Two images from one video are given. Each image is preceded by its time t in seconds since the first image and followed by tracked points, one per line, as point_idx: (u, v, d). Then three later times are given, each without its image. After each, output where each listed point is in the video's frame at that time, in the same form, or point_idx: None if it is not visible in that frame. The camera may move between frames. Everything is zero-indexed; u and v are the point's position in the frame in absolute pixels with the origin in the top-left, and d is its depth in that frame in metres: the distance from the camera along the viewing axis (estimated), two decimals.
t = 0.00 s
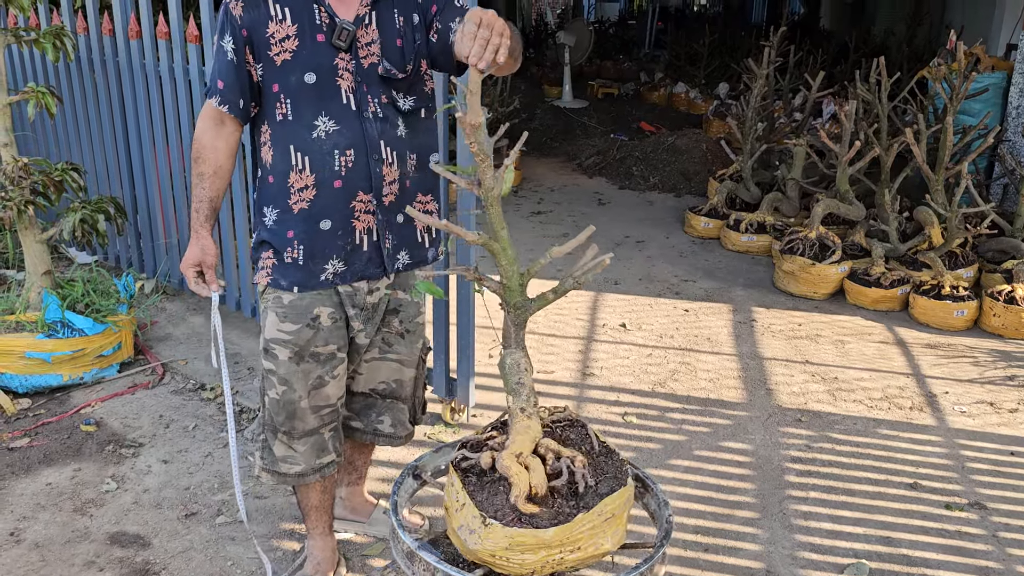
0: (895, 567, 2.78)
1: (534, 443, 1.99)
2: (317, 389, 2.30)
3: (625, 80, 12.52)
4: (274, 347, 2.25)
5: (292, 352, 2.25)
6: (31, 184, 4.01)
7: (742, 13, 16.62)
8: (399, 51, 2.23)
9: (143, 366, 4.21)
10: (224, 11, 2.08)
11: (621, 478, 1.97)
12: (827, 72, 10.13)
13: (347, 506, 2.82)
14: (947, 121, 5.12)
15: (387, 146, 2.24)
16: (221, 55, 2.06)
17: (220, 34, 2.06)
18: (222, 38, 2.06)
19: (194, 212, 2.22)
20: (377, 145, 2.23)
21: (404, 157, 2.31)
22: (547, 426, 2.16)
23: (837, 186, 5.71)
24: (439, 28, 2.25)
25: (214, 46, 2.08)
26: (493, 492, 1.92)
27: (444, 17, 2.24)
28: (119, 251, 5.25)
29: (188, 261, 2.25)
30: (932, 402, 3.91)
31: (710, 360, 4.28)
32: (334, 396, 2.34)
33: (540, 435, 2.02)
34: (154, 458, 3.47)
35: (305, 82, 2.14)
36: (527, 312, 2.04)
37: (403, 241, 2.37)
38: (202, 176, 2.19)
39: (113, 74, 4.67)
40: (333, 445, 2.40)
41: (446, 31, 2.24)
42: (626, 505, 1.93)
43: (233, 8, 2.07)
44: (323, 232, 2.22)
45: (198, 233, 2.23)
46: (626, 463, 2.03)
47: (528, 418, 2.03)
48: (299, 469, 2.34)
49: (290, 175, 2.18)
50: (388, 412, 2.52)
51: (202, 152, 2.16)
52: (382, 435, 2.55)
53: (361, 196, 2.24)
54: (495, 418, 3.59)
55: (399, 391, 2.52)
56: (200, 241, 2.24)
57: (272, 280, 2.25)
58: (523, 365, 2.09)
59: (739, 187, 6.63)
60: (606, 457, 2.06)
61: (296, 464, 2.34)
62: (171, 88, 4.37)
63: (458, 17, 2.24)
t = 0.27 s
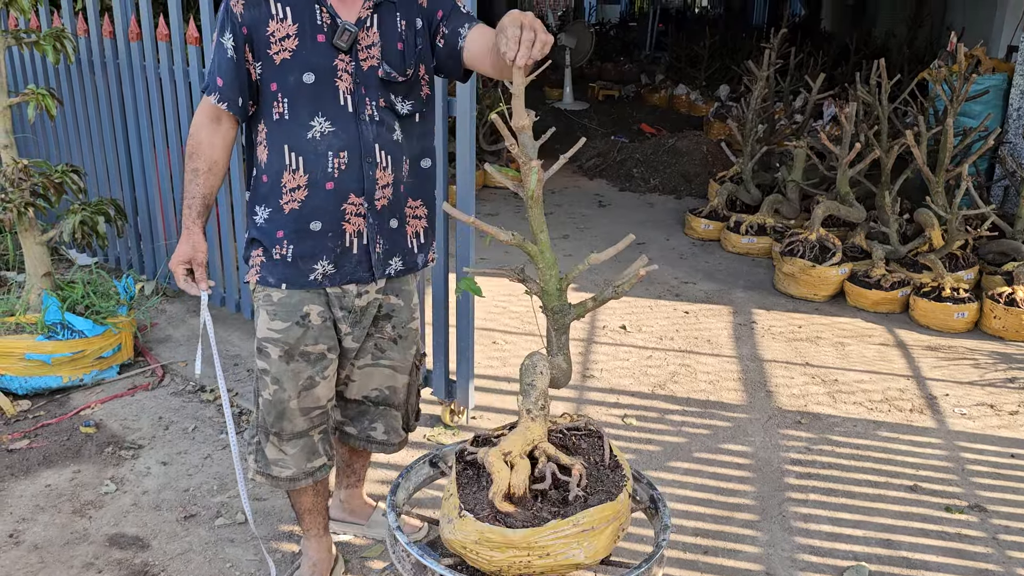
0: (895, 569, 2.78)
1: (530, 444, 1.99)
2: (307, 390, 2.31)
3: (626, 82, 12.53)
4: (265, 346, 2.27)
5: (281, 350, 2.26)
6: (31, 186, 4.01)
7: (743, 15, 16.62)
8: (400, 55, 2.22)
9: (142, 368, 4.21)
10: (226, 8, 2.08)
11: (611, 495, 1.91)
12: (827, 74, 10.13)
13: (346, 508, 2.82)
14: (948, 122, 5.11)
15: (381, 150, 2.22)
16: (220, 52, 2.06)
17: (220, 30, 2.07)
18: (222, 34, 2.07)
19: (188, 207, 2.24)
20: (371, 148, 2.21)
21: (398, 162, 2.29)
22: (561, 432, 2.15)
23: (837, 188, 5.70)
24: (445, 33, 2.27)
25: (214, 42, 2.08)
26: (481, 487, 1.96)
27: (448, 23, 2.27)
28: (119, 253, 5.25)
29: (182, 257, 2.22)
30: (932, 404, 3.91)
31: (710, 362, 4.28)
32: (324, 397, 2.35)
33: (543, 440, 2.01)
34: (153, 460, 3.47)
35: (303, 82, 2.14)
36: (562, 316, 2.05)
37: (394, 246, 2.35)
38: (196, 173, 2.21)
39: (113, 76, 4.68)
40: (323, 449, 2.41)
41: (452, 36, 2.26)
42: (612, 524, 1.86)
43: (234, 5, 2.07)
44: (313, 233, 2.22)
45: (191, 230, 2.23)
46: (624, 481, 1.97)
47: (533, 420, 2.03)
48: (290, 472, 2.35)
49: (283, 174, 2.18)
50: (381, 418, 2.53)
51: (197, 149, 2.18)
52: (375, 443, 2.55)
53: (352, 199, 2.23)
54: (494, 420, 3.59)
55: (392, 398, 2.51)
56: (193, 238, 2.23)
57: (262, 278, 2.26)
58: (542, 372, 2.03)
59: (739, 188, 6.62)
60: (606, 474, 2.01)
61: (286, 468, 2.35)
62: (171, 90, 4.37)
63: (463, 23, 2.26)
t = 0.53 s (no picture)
0: (895, 571, 2.77)
1: (526, 445, 2.00)
2: (304, 404, 2.31)
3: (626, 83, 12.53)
4: (261, 360, 2.24)
5: (279, 365, 2.24)
6: (31, 188, 4.01)
7: (743, 17, 16.63)
8: (395, 57, 2.21)
9: (142, 369, 4.21)
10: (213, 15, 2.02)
11: (593, 509, 1.85)
12: (828, 76, 10.13)
13: (345, 510, 2.83)
14: (948, 124, 5.10)
15: (382, 155, 2.21)
16: (210, 61, 2.01)
17: (208, 39, 2.01)
18: (211, 43, 2.01)
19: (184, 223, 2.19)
20: (372, 155, 2.20)
21: (398, 167, 2.28)
22: (574, 441, 2.14)
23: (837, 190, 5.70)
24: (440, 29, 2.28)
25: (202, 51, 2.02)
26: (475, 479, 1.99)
27: (444, 19, 2.28)
28: (119, 254, 5.25)
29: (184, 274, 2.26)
30: (932, 406, 3.90)
31: (710, 363, 4.28)
32: (321, 410, 2.35)
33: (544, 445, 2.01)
34: (153, 461, 3.47)
35: (299, 90, 2.10)
36: (605, 327, 2.09)
37: (396, 252, 2.35)
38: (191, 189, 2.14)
39: (113, 78, 4.68)
40: (318, 460, 2.42)
41: (449, 32, 2.28)
42: (588, 540, 1.79)
43: (222, 12, 2.02)
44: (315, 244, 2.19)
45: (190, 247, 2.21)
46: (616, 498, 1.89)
47: (539, 423, 2.04)
48: (285, 485, 2.36)
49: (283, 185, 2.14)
50: (379, 423, 2.54)
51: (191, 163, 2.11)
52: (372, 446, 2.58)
53: (354, 208, 2.21)
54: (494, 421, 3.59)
55: (389, 402, 2.52)
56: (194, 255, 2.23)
57: (260, 292, 2.22)
58: (562, 378, 2.04)
59: (740, 190, 6.62)
60: (601, 489, 1.95)
61: (282, 481, 2.35)
62: (171, 92, 4.38)
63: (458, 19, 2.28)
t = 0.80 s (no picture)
0: (893, 572, 2.77)
1: (522, 445, 1.96)
2: (298, 418, 2.30)
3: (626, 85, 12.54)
4: (254, 377, 2.22)
5: (272, 384, 2.23)
6: (30, 189, 4.01)
7: (742, 18, 16.65)
8: (376, 57, 2.17)
9: (142, 371, 4.21)
10: (179, 31, 1.94)
11: (566, 518, 1.80)
12: (827, 77, 10.14)
13: (344, 513, 2.84)
14: (948, 125, 5.10)
15: (372, 163, 2.18)
16: (183, 82, 1.94)
17: (178, 57, 1.94)
18: (182, 61, 1.94)
19: (164, 249, 2.15)
20: (362, 164, 2.16)
21: (386, 172, 2.25)
22: (583, 451, 2.05)
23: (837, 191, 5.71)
24: (424, 21, 2.26)
25: (174, 71, 1.95)
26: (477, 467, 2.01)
27: (427, 11, 2.25)
28: (119, 256, 5.26)
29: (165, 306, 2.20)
30: (931, 407, 3.90)
31: (709, 365, 4.28)
32: (315, 422, 2.35)
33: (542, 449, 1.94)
34: (152, 462, 3.47)
35: (281, 102, 2.05)
36: (643, 339, 2.10)
37: (389, 259, 2.34)
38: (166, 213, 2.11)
39: (113, 79, 4.69)
40: (314, 471, 2.41)
41: (433, 24, 2.26)
42: (554, 549, 1.75)
43: (191, 27, 1.95)
44: (308, 260, 2.17)
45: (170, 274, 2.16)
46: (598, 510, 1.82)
47: (543, 427, 1.98)
48: (282, 497, 2.34)
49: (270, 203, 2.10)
50: (381, 432, 2.52)
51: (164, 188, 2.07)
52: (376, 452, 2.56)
53: (347, 221, 2.19)
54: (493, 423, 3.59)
55: (390, 414, 2.51)
56: (174, 283, 2.18)
57: (250, 311, 2.19)
58: (578, 386, 2.00)
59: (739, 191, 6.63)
60: (587, 501, 1.87)
61: (278, 492, 2.34)
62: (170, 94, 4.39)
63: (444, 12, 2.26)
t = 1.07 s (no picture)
0: (892, 571, 2.78)
1: (520, 441, 1.96)
2: (276, 427, 2.25)
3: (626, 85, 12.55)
4: (228, 391, 2.15)
5: (248, 396, 2.16)
6: (31, 189, 4.02)
7: (742, 19, 16.67)
8: (353, 60, 2.10)
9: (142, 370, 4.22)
10: (142, 39, 1.87)
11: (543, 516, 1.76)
12: (827, 78, 10.14)
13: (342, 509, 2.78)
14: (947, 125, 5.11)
15: (348, 175, 2.10)
16: (145, 93, 1.87)
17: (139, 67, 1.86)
18: (142, 70, 1.87)
19: (116, 267, 2.03)
20: (338, 176, 2.09)
21: (365, 183, 2.18)
22: (587, 455, 2.01)
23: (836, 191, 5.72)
24: (408, 15, 2.16)
25: (137, 81, 1.88)
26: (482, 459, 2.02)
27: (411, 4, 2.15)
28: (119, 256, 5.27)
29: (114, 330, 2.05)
30: (930, 406, 3.91)
31: (709, 364, 4.29)
32: (294, 431, 2.29)
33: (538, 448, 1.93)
34: (152, 461, 3.47)
35: (250, 113, 1.97)
36: (667, 349, 2.07)
37: (370, 274, 2.26)
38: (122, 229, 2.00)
39: (113, 80, 4.70)
40: (292, 480, 2.35)
41: (419, 20, 2.16)
42: (526, 545, 1.71)
43: (154, 35, 1.87)
44: (281, 278, 2.09)
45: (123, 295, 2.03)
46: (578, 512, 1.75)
47: (545, 426, 1.97)
48: (257, 508, 2.27)
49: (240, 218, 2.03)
50: (358, 459, 2.48)
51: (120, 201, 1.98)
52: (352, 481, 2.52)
53: (322, 235, 2.11)
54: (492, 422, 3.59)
55: (367, 439, 2.45)
56: (125, 305, 2.04)
57: (222, 328, 2.12)
58: (586, 389, 1.98)
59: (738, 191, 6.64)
60: (571, 504, 1.82)
61: (254, 503, 2.27)
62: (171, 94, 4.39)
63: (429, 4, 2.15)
